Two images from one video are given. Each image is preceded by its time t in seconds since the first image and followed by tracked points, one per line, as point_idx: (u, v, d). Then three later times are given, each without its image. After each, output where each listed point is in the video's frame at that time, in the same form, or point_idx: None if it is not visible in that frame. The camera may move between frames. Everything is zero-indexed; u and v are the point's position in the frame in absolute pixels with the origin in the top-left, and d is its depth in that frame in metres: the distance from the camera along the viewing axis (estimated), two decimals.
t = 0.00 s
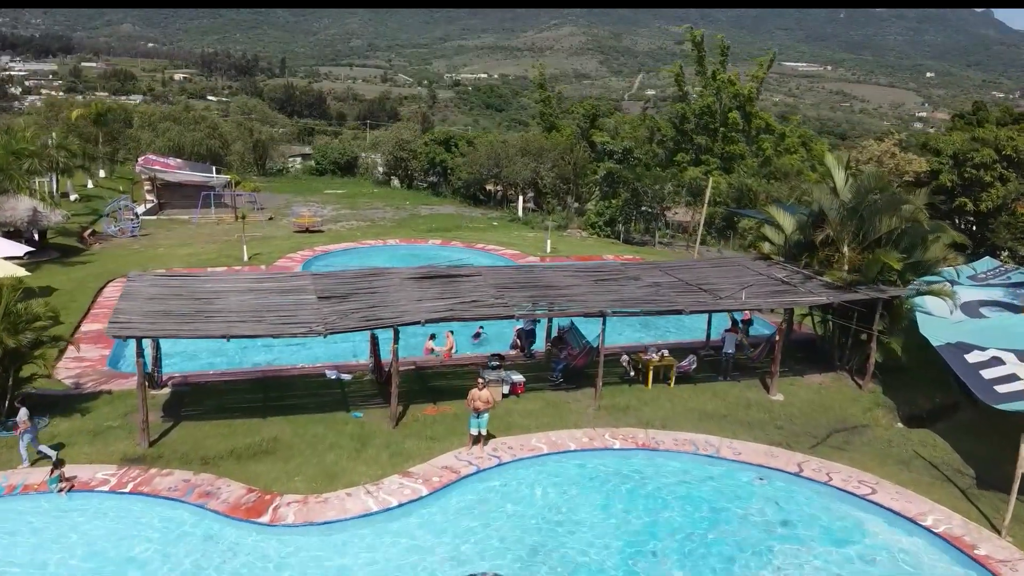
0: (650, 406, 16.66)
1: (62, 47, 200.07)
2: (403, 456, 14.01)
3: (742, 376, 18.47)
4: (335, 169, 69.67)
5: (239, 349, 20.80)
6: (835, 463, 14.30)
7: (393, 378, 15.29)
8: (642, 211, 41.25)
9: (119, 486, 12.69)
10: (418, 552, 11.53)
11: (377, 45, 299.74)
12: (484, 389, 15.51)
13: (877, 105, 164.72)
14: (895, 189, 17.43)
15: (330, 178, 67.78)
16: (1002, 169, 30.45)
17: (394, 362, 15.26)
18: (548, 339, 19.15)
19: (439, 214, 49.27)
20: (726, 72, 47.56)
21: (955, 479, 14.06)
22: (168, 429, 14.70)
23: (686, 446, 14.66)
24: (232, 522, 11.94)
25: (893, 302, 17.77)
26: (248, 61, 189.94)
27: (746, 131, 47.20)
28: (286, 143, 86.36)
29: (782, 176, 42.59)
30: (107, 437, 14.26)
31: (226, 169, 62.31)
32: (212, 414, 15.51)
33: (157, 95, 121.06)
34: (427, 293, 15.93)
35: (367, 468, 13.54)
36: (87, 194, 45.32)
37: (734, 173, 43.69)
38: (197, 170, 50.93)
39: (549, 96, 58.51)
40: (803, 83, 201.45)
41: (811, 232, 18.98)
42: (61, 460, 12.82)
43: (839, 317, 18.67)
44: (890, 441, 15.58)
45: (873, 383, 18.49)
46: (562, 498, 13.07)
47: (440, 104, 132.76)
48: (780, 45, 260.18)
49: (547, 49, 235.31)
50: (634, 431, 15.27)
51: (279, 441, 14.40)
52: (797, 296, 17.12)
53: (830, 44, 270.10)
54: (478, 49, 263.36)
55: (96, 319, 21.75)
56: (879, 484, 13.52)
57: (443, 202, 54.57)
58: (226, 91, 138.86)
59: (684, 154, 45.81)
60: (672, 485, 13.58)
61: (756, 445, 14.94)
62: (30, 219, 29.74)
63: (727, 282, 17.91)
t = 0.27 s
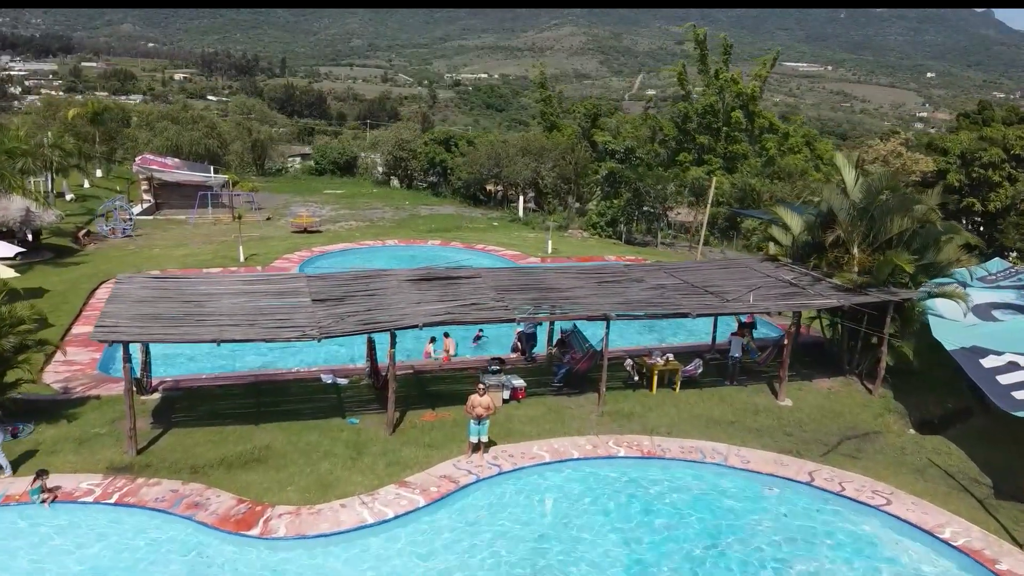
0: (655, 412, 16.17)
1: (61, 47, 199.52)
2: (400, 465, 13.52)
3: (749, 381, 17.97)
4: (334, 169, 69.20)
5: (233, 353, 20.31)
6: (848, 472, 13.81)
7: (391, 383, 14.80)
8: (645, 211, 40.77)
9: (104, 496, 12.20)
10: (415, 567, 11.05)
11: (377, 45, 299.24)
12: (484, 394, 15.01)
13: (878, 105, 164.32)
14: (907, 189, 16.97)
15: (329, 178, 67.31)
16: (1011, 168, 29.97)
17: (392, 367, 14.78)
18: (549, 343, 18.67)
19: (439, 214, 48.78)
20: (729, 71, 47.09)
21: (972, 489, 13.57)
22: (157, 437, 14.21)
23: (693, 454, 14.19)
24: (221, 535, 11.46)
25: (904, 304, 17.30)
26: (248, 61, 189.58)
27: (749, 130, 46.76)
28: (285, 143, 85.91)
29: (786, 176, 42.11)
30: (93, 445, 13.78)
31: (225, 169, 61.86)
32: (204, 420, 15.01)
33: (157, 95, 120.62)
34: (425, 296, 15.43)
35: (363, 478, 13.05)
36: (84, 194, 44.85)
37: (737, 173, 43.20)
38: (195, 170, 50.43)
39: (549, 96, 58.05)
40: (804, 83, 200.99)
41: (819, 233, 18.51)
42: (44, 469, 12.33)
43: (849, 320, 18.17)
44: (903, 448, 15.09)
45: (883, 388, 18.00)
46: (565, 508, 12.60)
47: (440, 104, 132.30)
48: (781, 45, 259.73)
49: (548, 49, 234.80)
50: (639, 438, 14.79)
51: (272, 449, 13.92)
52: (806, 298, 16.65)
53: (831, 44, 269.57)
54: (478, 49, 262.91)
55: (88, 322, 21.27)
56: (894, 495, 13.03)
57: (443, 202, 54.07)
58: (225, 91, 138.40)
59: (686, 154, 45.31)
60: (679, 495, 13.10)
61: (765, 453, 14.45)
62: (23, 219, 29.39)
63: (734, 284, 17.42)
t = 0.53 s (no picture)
0: (661, 413, 15.64)
1: (61, 46, 199.04)
2: (396, 468, 12.99)
3: (756, 381, 17.44)
4: (333, 167, 68.69)
5: (227, 353, 19.79)
6: (862, 476, 13.28)
7: (386, 384, 14.25)
8: (647, 210, 40.27)
9: (87, 501, 11.67)
10: None
11: (377, 45, 298.71)
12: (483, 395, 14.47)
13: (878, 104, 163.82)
14: (920, 184, 16.45)
15: (328, 177, 66.81)
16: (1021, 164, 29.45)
17: (388, 367, 14.22)
18: (551, 342, 18.18)
19: (439, 212, 48.27)
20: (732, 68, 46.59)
21: (991, 493, 13.04)
22: (144, 439, 13.68)
23: (701, 457, 13.64)
24: (208, 542, 10.93)
25: (917, 302, 16.79)
26: (248, 61, 189.21)
27: (752, 127, 46.34)
28: (284, 141, 85.41)
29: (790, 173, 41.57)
30: (78, 447, 13.25)
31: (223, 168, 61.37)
32: (193, 422, 14.49)
33: (156, 94, 120.17)
34: (422, 293, 14.90)
35: (357, 482, 12.52)
36: (79, 192, 44.36)
37: (740, 170, 42.68)
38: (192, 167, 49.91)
39: (550, 93, 57.54)
40: (805, 83, 200.51)
41: (828, 229, 18.00)
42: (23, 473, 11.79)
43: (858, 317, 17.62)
44: (918, 451, 14.56)
45: (895, 388, 17.46)
46: (568, 514, 12.06)
47: (440, 103, 131.80)
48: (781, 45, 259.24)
49: (548, 48, 234.28)
50: (645, 440, 14.26)
51: (263, 452, 13.39)
52: (817, 296, 16.12)
53: (832, 44, 269.02)
54: (478, 49, 262.42)
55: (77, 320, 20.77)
56: (911, 500, 12.50)
57: (443, 201, 53.56)
58: (224, 90, 137.95)
59: (689, 151, 44.77)
60: (687, 500, 12.57)
61: (776, 456, 13.92)
62: (15, 216, 29.05)
63: (742, 282, 16.88)
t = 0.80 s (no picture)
0: (667, 415, 15.09)
1: (60, 45, 198.47)
2: (391, 473, 12.44)
3: (765, 382, 16.89)
4: (332, 165, 68.13)
5: (219, 353, 19.24)
6: (877, 481, 12.73)
7: (382, 385, 13.72)
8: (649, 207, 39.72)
9: (67, 508, 11.12)
10: None
11: (377, 44, 298.10)
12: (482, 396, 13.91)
13: (880, 104, 163.28)
14: (935, 178, 15.87)
15: (327, 175, 66.24)
16: None
17: (383, 367, 13.68)
18: (553, 341, 17.65)
19: (439, 210, 47.72)
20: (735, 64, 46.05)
21: (1013, 499, 12.49)
22: (129, 442, 13.13)
23: (709, 461, 13.10)
24: (193, 551, 10.39)
25: (931, 300, 16.24)
26: (248, 60, 188.66)
27: (756, 124, 45.90)
28: (283, 140, 84.83)
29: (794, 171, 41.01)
30: (60, 451, 12.70)
31: (220, 166, 60.79)
32: (181, 424, 13.95)
33: (155, 93, 119.56)
34: (419, 290, 14.36)
35: (351, 487, 11.97)
36: (74, 189, 43.81)
37: (744, 167, 42.13)
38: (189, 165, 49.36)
39: (551, 91, 56.98)
40: (806, 82, 199.85)
41: (839, 225, 17.44)
42: None
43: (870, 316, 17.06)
44: (934, 455, 14.01)
45: (907, 389, 16.91)
46: (571, 522, 11.53)
47: (440, 102, 131.19)
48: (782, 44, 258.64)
49: (548, 48, 233.60)
50: (650, 443, 13.73)
51: (254, 456, 12.85)
52: (829, 294, 15.56)
53: (833, 44, 268.42)
54: (478, 49, 261.81)
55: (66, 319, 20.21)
56: (930, 506, 11.95)
57: (442, 199, 52.99)
58: (224, 89, 137.36)
59: (692, 149, 44.22)
60: (696, 506, 12.03)
61: (787, 459, 13.38)
62: (5, 212, 28.45)
63: (750, 279, 16.33)
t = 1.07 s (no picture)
0: (673, 424, 14.56)
1: (61, 44, 197.85)
2: (386, 486, 11.91)
3: (773, 389, 16.35)
4: (332, 165, 67.59)
5: (211, 358, 18.72)
6: (893, 494, 12.20)
7: (377, 393, 13.19)
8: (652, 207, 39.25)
9: (44, 524, 10.58)
10: None
11: (377, 44, 297.42)
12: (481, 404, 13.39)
13: (880, 104, 162.73)
14: (950, 178, 15.30)
15: (326, 175, 65.70)
16: None
17: (378, 374, 13.15)
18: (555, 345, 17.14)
19: (438, 210, 47.20)
20: (738, 63, 45.56)
21: None
22: (113, 452, 12.59)
23: (718, 473, 12.58)
24: (176, 571, 9.83)
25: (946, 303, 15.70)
26: (248, 59, 188.15)
27: (758, 124, 45.58)
28: (282, 139, 84.29)
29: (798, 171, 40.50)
30: (41, 462, 12.17)
31: (218, 165, 60.25)
32: (169, 433, 13.43)
33: (154, 92, 118.98)
34: (416, 294, 13.83)
35: (344, 501, 11.44)
36: (69, 189, 43.26)
37: (747, 167, 41.62)
38: (186, 164, 48.84)
39: (552, 90, 56.48)
40: (807, 82, 199.27)
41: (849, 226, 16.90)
42: None
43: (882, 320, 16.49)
44: (951, 466, 13.47)
45: (919, 396, 16.38)
46: (575, 539, 10.99)
47: (440, 102, 130.61)
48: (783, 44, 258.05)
49: (549, 47, 232.96)
50: (656, 454, 13.20)
51: (243, 467, 12.32)
52: (840, 298, 15.03)
53: (833, 44, 267.80)
54: (479, 49, 261.21)
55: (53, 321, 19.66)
56: (949, 522, 11.42)
57: (442, 199, 52.46)
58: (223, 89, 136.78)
59: (694, 148, 43.73)
60: (705, 522, 11.49)
61: (799, 471, 12.86)
62: None
63: (759, 282, 15.81)
